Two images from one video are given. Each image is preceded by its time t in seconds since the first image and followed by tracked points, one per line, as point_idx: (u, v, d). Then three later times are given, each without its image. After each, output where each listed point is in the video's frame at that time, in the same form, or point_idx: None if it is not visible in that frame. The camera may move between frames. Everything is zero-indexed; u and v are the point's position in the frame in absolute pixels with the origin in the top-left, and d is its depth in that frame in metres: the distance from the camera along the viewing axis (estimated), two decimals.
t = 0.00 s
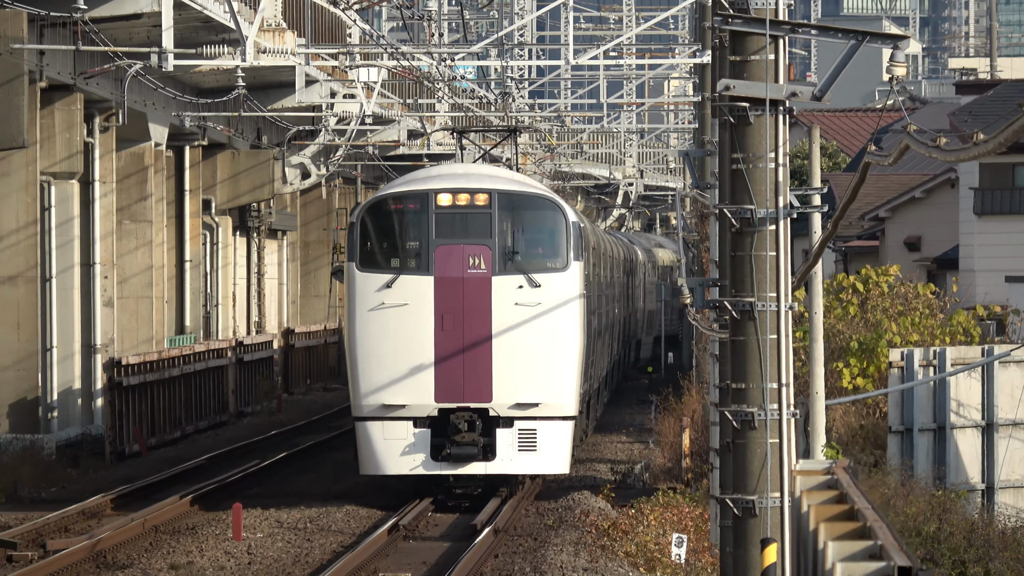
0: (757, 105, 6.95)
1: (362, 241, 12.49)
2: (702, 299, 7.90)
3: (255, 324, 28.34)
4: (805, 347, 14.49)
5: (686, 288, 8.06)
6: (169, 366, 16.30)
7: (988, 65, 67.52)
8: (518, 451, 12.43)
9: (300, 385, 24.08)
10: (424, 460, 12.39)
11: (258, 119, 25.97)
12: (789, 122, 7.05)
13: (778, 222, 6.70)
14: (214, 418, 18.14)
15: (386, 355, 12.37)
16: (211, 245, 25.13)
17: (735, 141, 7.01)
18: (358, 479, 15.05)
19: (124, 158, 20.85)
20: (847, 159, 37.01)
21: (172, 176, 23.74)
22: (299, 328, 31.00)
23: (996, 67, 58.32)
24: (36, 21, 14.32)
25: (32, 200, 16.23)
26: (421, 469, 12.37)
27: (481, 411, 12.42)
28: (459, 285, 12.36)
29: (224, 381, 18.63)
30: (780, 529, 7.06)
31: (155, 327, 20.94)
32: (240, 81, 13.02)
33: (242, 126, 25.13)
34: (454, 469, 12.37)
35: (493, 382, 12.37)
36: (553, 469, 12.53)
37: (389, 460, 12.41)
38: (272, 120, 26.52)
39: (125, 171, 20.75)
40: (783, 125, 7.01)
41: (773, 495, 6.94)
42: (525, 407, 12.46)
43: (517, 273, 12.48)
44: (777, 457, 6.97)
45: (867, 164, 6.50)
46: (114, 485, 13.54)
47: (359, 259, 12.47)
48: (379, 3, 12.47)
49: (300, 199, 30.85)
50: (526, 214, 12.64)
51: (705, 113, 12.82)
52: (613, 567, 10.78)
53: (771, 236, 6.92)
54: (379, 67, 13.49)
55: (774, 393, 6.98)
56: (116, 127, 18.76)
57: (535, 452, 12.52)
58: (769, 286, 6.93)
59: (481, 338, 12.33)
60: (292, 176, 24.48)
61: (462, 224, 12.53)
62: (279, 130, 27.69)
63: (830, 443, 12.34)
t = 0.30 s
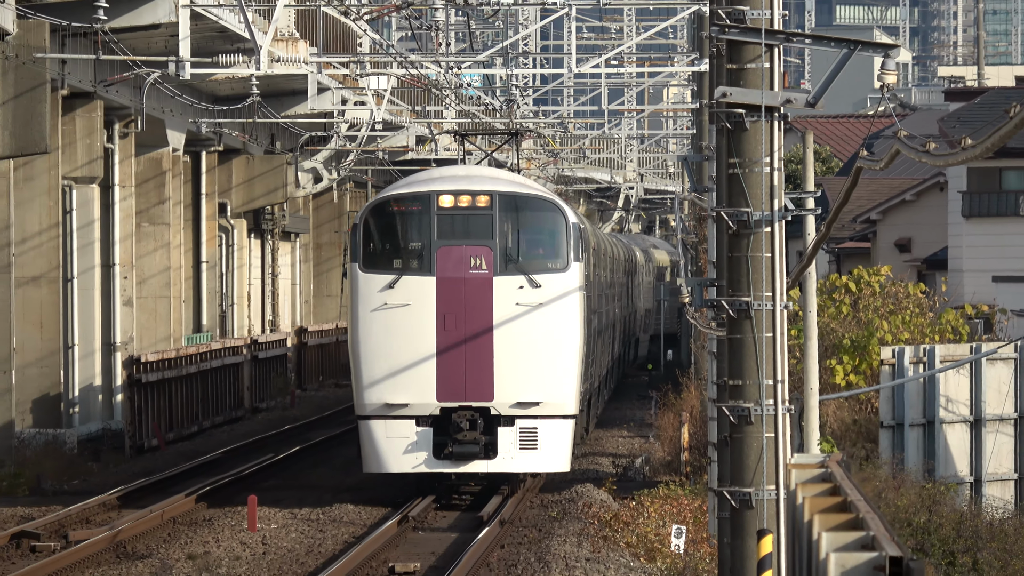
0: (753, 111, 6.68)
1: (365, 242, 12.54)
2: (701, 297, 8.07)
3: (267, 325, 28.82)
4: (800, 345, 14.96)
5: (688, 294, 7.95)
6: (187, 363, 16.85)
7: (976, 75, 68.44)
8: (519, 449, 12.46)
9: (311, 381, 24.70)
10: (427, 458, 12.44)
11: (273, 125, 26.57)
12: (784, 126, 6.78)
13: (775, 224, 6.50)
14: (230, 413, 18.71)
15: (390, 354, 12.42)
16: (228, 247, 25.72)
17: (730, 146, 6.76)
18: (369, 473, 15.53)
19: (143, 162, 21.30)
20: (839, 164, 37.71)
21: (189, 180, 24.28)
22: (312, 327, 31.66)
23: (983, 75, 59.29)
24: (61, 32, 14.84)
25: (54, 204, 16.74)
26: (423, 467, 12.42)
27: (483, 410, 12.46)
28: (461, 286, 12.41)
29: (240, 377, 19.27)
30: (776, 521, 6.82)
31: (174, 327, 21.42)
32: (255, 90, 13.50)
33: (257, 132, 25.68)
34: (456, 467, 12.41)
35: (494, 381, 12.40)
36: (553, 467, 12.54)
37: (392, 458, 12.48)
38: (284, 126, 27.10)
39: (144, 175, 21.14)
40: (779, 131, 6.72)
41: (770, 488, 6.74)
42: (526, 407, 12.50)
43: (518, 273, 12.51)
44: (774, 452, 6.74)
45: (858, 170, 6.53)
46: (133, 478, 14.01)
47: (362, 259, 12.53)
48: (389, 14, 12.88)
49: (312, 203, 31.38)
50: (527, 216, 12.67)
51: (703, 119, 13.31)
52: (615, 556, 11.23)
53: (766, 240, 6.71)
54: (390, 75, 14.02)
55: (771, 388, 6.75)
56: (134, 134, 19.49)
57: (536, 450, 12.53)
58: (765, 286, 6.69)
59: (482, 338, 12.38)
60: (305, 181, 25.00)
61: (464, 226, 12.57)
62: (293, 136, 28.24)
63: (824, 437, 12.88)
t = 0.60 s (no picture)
0: (750, 117, 6.93)
1: (367, 244, 12.51)
2: (699, 298, 8.44)
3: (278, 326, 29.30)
4: (796, 344, 15.38)
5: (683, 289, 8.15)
6: (204, 362, 17.34)
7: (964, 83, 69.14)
8: (520, 450, 12.42)
9: (321, 380, 25.23)
10: (428, 459, 12.41)
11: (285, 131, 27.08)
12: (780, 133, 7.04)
13: (773, 226, 6.72)
14: (244, 411, 19.24)
15: (392, 355, 12.38)
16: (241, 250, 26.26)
17: (729, 151, 7.00)
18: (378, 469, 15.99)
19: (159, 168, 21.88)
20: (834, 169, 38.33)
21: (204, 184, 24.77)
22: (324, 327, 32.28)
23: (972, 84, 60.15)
24: (81, 41, 15.33)
25: (74, 207, 17.24)
26: (426, 468, 12.39)
27: (484, 411, 12.42)
28: (462, 287, 12.37)
29: (254, 375, 19.86)
30: (771, 514, 7.03)
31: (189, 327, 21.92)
32: (269, 98, 13.95)
33: (271, 138, 26.18)
34: (458, 468, 12.39)
35: (495, 382, 12.35)
36: (554, 467, 12.49)
37: (393, 458, 12.46)
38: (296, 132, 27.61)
39: (161, 181, 21.67)
40: (776, 138, 6.99)
41: (766, 483, 6.95)
42: (526, 407, 12.46)
43: (519, 275, 12.48)
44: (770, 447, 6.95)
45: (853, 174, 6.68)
46: (151, 473, 14.45)
47: (365, 261, 12.50)
48: (399, 24, 13.31)
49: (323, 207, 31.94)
50: (528, 218, 12.66)
51: (702, 125, 13.72)
52: (617, 549, 11.65)
53: (764, 242, 6.90)
54: (400, 83, 14.42)
55: (769, 386, 6.94)
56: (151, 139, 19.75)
57: (537, 450, 12.49)
58: (763, 287, 6.92)
59: (484, 339, 12.34)
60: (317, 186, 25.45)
61: (465, 227, 12.54)
62: (304, 142, 28.76)
63: (819, 433, 13.29)
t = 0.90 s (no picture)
0: (749, 123, 6.83)
1: (369, 246, 12.49)
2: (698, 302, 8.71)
3: (286, 328, 29.76)
4: (793, 345, 15.79)
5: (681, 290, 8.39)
6: (219, 362, 17.82)
7: (958, 92, 69.79)
8: (521, 451, 12.43)
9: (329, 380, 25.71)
10: (429, 460, 12.39)
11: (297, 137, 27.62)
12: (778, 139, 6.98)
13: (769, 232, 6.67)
14: (258, 410, 19.77)
15: (393, 357, 12.39)
16: (256, 254, 26.80)
17: (728, 156, 6.91)
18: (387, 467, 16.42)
19: (177, 174, 22.18)
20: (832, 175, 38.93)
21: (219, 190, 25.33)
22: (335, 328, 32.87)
23: (965, 91, 60.81)
24: (99, 52, 15.87)
25: (93, 213, 17.75)
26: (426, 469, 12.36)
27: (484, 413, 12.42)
28: (463, 289, 12.36)
29: (267, 374, 20.44)
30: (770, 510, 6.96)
31: (205, 328, 22.45)
32: (282, 107, 14.40)
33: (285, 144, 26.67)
34: (459, 469, 12.39)
35: (496, 384, 12.37)
36: (555, 469, 12.51)
37: (394, 460, 12.43)
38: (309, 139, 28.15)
39: (178, 186, 22.08)
40: (774, 143, 6.92)
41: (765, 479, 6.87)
42: (527, 409, 12.46)
43: (520, 277, 12.47)
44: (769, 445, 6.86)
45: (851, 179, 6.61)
46: (167, 470, 14.89)
47: (366, 264, 12.48)
48: (407, 34, 13.73)
49: (335, 212, 32.50)
50: (529, 220, 12.64)
51: (702, 132, 14.13)
52: (620, 543, 12.05)
53: (763, 246, 6.81)
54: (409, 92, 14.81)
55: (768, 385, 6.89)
56: (168, 146, 20.40)
57: (537, 452, 12.49)
58: (762, 289, 6.83)
59: (484, 341, 12.34)
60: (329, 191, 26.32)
61: (466, 230, 12.52)
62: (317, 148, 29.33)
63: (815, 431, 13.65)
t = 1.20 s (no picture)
0: (746, 132, 7.19)
1: (369, 249, 12.61)
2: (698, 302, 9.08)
3: (296, 330, 30.29)
4: (790, 345, 16.23)
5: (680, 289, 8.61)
6: (231, 362, 18.33)
7: (952, 97, 70.32)
8: (520, 453, 12.56)
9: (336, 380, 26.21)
10: (429, 463, 12.50)
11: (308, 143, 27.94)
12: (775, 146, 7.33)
13: (765, 235, 7.10)
14: (270, 409, 20.28)
15: (393, 360, 12.50)
16: (267, 257, 27.31)
17: (727, 164, 7.28)
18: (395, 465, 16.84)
19: (190, 179, 22.72)
20: (830, 180, 39.45)
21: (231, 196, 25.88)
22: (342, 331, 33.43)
23: (959, 97, 61.38)
24: (115, 61, 16.33)
25: (109, 217, 18.20)
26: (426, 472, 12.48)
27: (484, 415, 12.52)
28: (463, 292, 12.46)
29: (278, 374, 20.98)
30: (769, 506, 7.25)
31: (218, 329, 22.95)
32: (293, 115, 14.83)
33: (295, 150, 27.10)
34: (460, 471, 12.51)
35: (496, 386, 12.46)
36: (554, 471, 12.63)
37: (394, 463, 12.55)
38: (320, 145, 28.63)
39: (191, 192, 22.56)
40: (771, 151, 7.26)
41: (762, 476, 7.17)
42: (527, 411, 12.57)
43: (519, 280, 12.56)
44: (767, 443, 7.16)
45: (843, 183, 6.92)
46: (181, 467, 15.33)
47: (366, 266, 12.60)
48: (414, 44, 14.15)
49: (344, 217, 33.00)
50: (528, 223, 12.71)
51: (701, 139, 14.49)
52: (621, 538, 12.45)
53: (759, 249, 7.17)
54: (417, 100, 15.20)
55: (765, 385, 7.20)
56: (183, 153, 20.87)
57: (537, 454, 12.60)
58: (758, 291, 7.18)
59: (484, 343, 12.44)
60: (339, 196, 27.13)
61: (465, 233, 12.61)
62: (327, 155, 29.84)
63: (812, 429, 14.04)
